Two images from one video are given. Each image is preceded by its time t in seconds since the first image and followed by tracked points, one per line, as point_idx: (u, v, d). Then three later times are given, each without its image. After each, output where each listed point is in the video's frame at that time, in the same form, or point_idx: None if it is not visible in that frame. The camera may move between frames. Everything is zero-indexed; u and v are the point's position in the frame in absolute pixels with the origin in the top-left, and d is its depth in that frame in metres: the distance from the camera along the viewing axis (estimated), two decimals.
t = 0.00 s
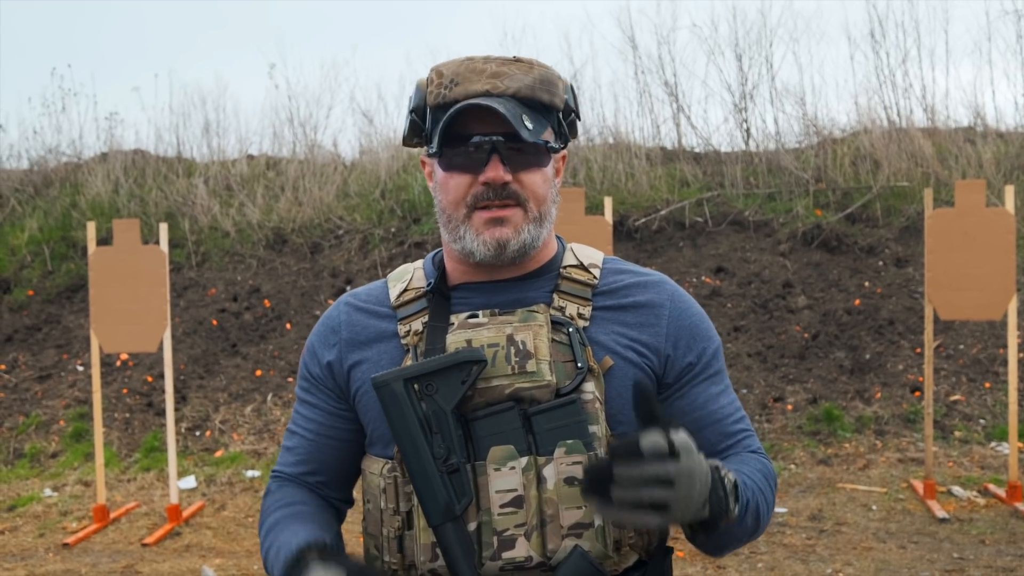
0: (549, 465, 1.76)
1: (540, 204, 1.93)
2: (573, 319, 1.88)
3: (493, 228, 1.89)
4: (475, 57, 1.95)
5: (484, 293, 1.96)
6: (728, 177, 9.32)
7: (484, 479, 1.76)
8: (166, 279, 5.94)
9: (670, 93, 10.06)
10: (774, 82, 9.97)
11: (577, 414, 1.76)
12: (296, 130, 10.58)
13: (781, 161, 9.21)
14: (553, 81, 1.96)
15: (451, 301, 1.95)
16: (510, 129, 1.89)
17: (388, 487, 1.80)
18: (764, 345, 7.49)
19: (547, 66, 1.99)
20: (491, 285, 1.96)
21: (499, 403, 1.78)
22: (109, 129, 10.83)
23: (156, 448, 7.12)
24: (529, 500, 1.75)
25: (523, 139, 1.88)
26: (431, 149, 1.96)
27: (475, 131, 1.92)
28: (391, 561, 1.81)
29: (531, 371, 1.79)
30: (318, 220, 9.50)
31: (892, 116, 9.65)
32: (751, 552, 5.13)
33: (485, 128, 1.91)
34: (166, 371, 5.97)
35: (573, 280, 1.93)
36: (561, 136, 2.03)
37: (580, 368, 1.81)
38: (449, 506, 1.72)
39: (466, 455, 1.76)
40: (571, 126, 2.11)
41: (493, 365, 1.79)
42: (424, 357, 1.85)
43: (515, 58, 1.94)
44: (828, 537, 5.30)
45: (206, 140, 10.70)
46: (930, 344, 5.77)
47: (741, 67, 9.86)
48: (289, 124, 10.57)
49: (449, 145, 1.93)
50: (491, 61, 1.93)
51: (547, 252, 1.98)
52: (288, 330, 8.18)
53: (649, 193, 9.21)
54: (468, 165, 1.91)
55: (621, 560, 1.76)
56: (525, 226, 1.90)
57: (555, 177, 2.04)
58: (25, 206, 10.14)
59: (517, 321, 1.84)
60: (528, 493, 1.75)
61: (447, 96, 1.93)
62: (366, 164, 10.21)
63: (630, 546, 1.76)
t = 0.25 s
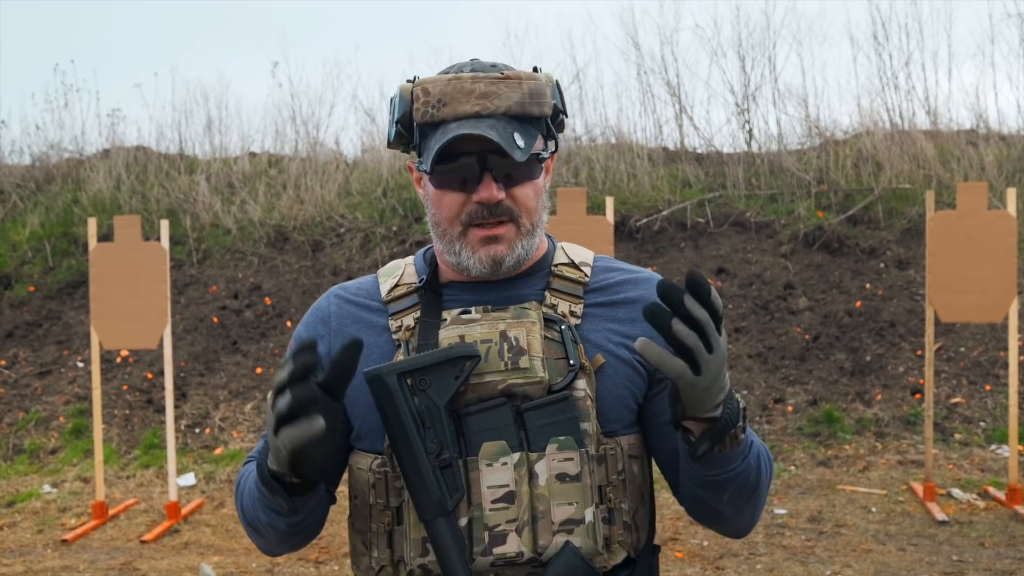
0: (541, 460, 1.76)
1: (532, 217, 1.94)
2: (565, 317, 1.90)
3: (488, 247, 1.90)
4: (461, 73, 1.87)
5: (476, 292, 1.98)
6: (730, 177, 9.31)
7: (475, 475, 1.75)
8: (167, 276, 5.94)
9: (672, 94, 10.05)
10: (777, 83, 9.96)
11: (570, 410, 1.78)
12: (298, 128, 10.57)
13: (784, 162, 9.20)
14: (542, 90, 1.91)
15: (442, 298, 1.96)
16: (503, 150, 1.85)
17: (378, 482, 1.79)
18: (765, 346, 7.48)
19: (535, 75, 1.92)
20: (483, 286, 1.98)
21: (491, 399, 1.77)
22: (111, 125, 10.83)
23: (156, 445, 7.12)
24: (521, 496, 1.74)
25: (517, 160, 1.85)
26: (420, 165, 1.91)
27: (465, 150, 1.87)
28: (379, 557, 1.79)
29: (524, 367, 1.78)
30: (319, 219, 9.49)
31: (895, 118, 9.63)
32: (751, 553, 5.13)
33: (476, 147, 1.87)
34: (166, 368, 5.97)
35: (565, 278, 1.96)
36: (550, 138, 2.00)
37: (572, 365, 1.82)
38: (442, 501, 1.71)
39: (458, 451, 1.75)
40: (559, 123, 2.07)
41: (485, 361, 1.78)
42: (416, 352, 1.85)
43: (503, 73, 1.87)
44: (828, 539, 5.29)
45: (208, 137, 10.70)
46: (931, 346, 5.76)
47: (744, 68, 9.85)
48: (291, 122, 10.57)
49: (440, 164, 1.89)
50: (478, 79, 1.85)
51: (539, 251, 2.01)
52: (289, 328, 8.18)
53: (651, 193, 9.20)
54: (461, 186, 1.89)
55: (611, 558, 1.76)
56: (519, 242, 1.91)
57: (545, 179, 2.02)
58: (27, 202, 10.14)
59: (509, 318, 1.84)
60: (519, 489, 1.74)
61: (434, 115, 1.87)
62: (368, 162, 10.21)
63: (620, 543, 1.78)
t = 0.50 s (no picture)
0: (539, 456, 1.76)
1: (520, 210, 1.93)
2: (559, 313, 1.89)
3: (475, 240, 1.88)
4: (456, 59, 1.91)
5: (467, 288, 1.94)
6: (732, 178, 9.30)
7: (473, 470, 1.75)
8: (168, 274, 5.94)
9: (674, 94, 10.05)
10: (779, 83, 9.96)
11: (566, 406, 1.79)
12: (300, 127, 10.57)
13: (785, 162, 9.20)
14: (535, 81, 1.94)
15: (434, 294, 1.93)
16: (492, 130, 1.87)
17: (372, 478, 1.77)
18: (767, 347, 7.48)
19: (530, 66, 1.96)
20: (474, 281, 1.95)
21: (488, 394, 1.78)
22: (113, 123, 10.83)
23: (156, 443, 7.12)
24: (519, 491, 1.74)
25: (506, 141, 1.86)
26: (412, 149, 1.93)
27: (457, 132, 1.89)
28: (374, 554, 1.78)
29: (521, 362, 1.79)
30: (321, 218, 9.49)
31: (897, 119, 9.63)
32: (751, 553, 5.13)
33: (467, 129, 1.88)
34: (167, 366, 5.97)
35: (556, 274, 1.94)
36: (543, 135, 2.02)
37: (567, 361, 1.82)
38: (441, 497, 1.70)
39: (457, 446, 1.75)
40: (554, 125, 2.09)
41: (483, 357, 1.79)
42: (411, 349, 1.82)
43: (497, 60, 1.92)
44: (828, 540, 5.29)
45: (210, 136, 10.70)
46: (932, 348, 5.75)
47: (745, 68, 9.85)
48: (293, 121, 10.57)
49: (431, 146, 1.90)
50: (472, 63, 1.90)
51: (530, 250, 1.99)
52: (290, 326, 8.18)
53: (653, 193, 9.20)
54: (450, 168, 1.89)
55: (605, 552, 1.78)
56: (507, 236, 1.90)
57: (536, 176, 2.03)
58: (29, 200, 10.15)
59: (506, 313, 1.84)
60: (517, 484, 1.74)
61: (428, 97, 1.89)
62: (370, 161, 10.22)
63: (613, 537, 1.79)
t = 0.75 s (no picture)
0: (540, 456, 1.76)
1: (518, 208, 1.93)
2: (558, 313, 1.89)
3: (471, 231, 1.87)
4: (461, 56, 1.92)
5: (464, 288, 1.94)
6: (735, 179, 9.30)
7: (475, 471, 1.75)
8: (171, 274, 5.94)
9: (677, 95, 10.05)
10: (781, 84, 9.96)
11: (567, 407, 1.79)
12: (303, 127, 10.58)
13: (788, 163, 9.21)
14: (537, 82, 1.95)
15: (431, 294, 1.93)
16: (493, 129, 1.87)
17: (372, 479, 1.77)
18: (768, 347, 7.48)
19: (533, 67, 1.97)
20: (471, 281, 1.95)
21: (490, 395, 1.78)
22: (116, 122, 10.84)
23: (158, 442, 7.13)
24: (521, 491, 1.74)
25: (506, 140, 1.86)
26: (413, 145, 1.93)
27: (458, 130, 1.89)
28: (374, 555, 1.77)
29: (523, 363, 1.79)
30: (323, 217, 9.49)
31: (900, 120, 9.63)
32: (752, 554, 5.13)
33: (468, 127, 1.89)
34: (169, 365, 5.97)
35: (553, 275, 1.95)
36: (544, 138, 2.02)
37: (567, 361, 1.83)
38: (446, 498, 1.68)
39: (460, 448, 1.74)
40: (555, 128, 2.09)
41: (485, 357, 1.79)
42: (411, 350, 1.81)
43: (501, 59, 1.92)
44: (830, 541, 5.29)
45: (212, 135, 10.70)
46: (934, 349, 5.75)
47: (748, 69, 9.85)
48: (296, 120, 10.58)
49: (431, 143, 1.91)
50: (476, 60, 1.90)
51: (525, 250, 1.99)
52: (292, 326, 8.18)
53: (655, 194, 9.20)
54: (449, 164, 1.89)
55: (604, 551, 1.79)
56: (503, 231, 1.89)
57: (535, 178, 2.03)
58: (32, 198, 10.16)
59: (506, 314, 1.84)
60: (520, 484, 1.74)
61: (431, 94, 1.89)
62: (372, 161, 10.23)
63: (611, 536, 1.80)
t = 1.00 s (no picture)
0: (545, 451, 1.77)
1: (518, 202, 1.93)
2: (559, 311, 1.89)
3: (472, 223, 1.87)
4: (463, 53, 1.92)
5: (466, 287, 1.94)
6: (735, 179, 9.30)
7: (480, 466, 1.75)
8: (172, 273, 5.94)
9: (678, 96, 10.05)
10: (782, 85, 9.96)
11: (571, 402, 1.79)
12: (304, 127, 10.58)
13: (789, 164, 9.21)
14: (538, 80, 1.96)
15: (433, 293, 1.92)
16: (493, 124, 1.88)
17: (377, 476, 1.77)
18: (769, 348, 7.47)
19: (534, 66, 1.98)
20: (472, 279, 1.95)
21: (494, 391, 1.78)
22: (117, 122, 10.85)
23: (160, 442, 7.14)
24: (527, 486, 1.74)
25: (506, 135, 1.87)
26: (414, 141, 1.93)
27: (458, 126, 1.90)
28: (380, 552, 1.77)
29: (527, 359, 1.79)
30: (324, 217, 9.50)
31: (901, 121, 9.63)
32: (753, 554, 5.13)
33: (469, 123, 1.89)
34: (170, 365, 5.98)
35: (553, 274, 1.95)
36: (543, 136, 2.03)
37: (570, 358, 1.83)
38: (454, 493, 1.68)
39: (465, 443, 1.75)
40: (554, 127, 2.09)
41: (489, 354, 1.79)
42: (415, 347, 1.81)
43: (503, 56, 1.93)
44: (830, 541, 5.29)
45: (213, 135, 10.70)
46: (935, 350, 5.74)
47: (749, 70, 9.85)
48: (297, 120, 10.58)
49: (433, 139, 1.91)
50: (478, 58, 1.90)
51: (524, 248, 1.99)
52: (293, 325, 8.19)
53: (656, 194, 9.20)
54: (450, 159, 1.89)
55: (609, 545, 1.80)
56: (503, 223, 1.89)
57: (534, 176, 2.03)
58: (33, 198, 10.17)
59: (509, 311, 1.84)
60: (525, 479, 1.74)
61: (433, 90, 1.90)
62: (373, 162, 10.23)
63: (615, 531, 1.81)
